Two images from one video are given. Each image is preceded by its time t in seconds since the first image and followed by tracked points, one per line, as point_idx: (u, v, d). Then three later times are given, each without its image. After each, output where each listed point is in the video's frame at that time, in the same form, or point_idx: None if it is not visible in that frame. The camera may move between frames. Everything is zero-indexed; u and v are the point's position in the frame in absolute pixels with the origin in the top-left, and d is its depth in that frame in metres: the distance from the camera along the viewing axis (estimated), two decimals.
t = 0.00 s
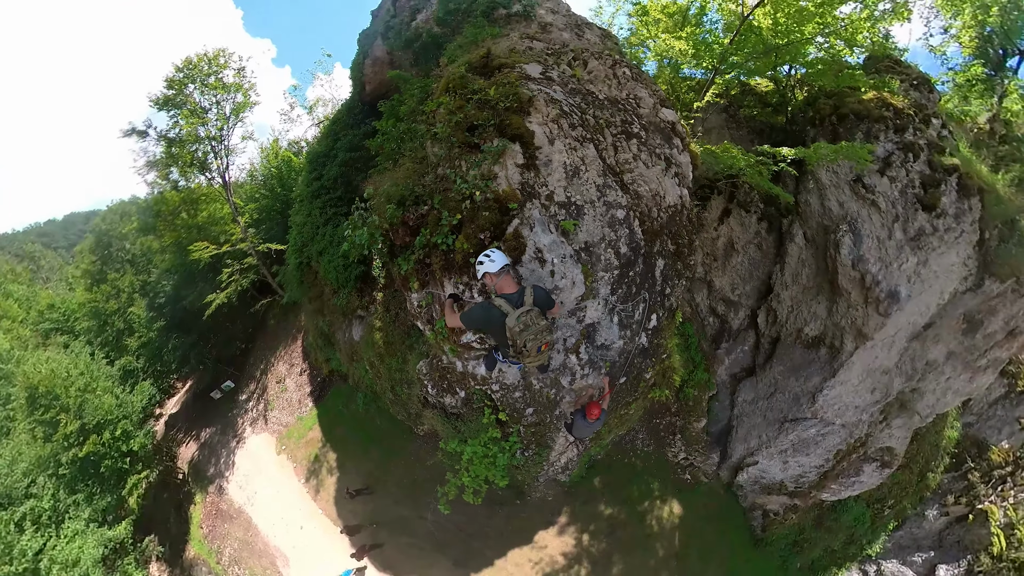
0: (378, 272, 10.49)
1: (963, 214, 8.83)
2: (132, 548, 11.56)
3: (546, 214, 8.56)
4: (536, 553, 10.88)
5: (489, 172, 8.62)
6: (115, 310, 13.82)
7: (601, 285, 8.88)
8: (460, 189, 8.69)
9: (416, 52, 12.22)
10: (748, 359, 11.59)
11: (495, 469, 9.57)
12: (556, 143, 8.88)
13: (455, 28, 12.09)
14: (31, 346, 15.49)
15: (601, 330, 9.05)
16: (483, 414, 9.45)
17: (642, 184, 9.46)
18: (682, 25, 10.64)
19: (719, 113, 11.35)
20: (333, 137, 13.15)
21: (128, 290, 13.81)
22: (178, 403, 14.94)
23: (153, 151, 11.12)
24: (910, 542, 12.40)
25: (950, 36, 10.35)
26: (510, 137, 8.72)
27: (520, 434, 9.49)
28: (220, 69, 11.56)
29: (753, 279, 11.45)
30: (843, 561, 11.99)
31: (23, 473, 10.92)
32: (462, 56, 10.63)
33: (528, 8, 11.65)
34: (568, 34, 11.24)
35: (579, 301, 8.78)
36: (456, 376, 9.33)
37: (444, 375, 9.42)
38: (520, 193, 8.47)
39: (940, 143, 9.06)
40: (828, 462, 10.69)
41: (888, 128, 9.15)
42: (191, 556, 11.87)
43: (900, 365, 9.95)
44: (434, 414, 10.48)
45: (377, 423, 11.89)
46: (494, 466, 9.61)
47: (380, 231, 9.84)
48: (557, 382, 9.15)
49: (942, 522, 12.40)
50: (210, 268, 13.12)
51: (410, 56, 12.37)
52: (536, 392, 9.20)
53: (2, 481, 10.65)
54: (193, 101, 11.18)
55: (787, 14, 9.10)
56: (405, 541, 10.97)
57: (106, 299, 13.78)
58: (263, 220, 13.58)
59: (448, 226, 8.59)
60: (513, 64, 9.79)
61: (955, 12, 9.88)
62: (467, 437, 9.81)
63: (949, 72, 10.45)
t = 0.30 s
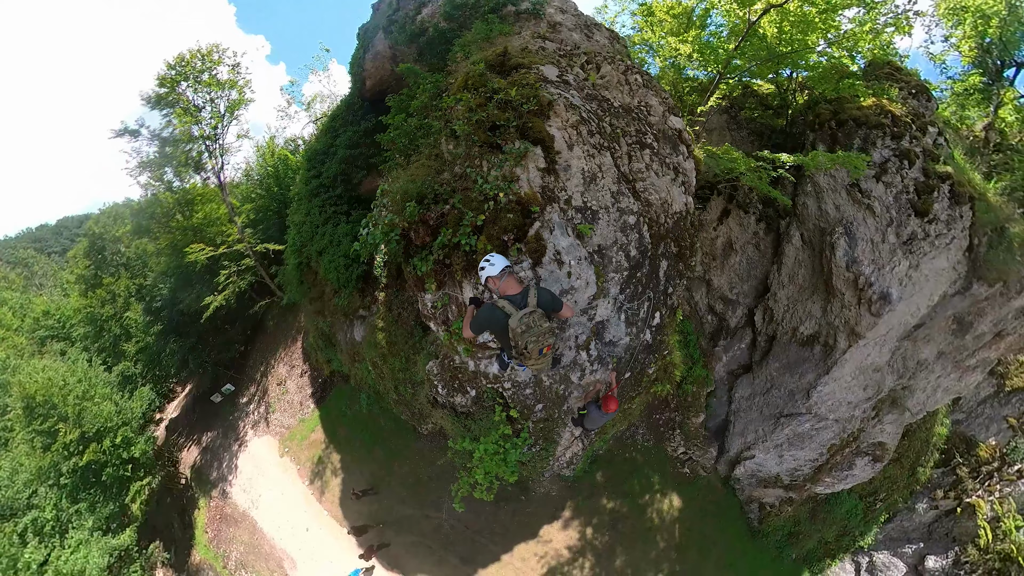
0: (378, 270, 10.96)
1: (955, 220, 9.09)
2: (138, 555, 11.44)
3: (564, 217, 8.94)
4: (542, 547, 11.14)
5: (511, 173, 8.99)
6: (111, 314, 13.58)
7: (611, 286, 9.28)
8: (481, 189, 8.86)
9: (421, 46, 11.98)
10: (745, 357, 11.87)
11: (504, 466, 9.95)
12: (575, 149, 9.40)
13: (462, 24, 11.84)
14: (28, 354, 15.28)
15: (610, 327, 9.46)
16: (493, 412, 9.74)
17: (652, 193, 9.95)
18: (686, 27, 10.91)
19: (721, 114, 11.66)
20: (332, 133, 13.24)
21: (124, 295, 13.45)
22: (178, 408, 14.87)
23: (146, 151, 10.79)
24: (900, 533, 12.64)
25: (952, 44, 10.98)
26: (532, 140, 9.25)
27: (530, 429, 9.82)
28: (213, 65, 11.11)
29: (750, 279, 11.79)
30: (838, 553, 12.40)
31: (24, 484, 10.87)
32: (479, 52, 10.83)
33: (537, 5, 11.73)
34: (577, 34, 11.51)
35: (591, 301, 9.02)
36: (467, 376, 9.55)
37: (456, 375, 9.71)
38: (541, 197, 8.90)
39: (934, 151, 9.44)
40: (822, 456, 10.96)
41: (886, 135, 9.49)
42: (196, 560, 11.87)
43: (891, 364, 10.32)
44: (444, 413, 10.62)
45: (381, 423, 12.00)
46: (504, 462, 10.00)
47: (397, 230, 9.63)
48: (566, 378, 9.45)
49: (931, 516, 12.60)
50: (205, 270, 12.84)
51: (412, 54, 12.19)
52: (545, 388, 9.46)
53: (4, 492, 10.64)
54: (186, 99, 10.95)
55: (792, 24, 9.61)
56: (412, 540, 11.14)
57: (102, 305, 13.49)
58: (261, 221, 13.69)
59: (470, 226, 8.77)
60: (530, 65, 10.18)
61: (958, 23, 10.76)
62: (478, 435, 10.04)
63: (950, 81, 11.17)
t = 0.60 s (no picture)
0: (382, 270, 11.55)
1: (946, 225, 9.51)
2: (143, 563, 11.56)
3: (586, 221, 9.23)
4: (548, 540, 11.35)
5: (538, 175, 9.15)
6: (107, 320, 13.85)
7: (624, 285, 9.65)
8: (509, 189, 9.04)
9: (428, 40, 11.96)
10: (743, 354, 12.09)
11: (517, 463, 10.02)
12: (598, 154, 9.62)
13: (473, 18, 11.99)
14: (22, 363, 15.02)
15: (621, 324, 9.83)
16: (506, 410, 9.85)
17: (666, 202, 10.28)
18: (693, 31, 11.59)
19: (723, 115, 12.12)
20: (332, 129, 13.36)
21: (120, 299, 13.90)
22: (178, 412, 14.89)
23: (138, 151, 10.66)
24: (891, 525, 12.94)
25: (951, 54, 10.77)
26: (559, 144, 9.41)
27: (542, 425, 10.11)
28: (206, 62, 10.71)
29: (749, 278, 12.07)
30: (831, 544, 12.75)
31: (25, 494, 10.67)
32: (497, 47, 10.96)
33: (550, 2, 12.00)
34: (590, 35, 11.90)
35: (606, 299, 9.42)
36: (481, 376, 9.60)
37: (470, 375, 9.68)
38: (567, 201, 9.14)
39: (931, 159, 9.90)
40: (817, 450, 11.32)
41: (883, 142, 10.00)
42: (202, 565, 11.90)
43: (883, 362, 10.69)
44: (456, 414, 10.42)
45: (385, 424, 12.14)
46: (517, 459, 10.08)
47: (419, 229, 9.22)
48: (578, 374, 9.85)
49: (921, 509, 12.71)
50: (202, 272, 13.02)
51: (420, 43, 12.04)
52: (558, 384, 9.80)
53: (4, 505, 10.42)
54: (179, 96, 10.63)
55: (798, 34, 10.24)
56: (419, 539, 11.29)
57: (97, 309, 13.82)
58: (257, 220, 13.66)
59: (500, 226, 8.83)
60: (552, 66, 10.46)
61: (958, 33, 10.50)
62: (491, 434, 10.03)
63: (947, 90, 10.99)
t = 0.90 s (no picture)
0: (378, 270, 10.92)
1: (946, 228, 9.69)
2: (149, 565, 11.43)
3: (575, 223, 9.19)
4: (546, 536, 11.53)
5: (525, 177, 9.08)
6: (105, 325, 13.91)
7: (616, 286, 9.63)
8: (495, 192, 9.05)
9: (420, 38, 11.89)
10: (739, 353, 12.25)
11: (513, 460, 10.21)
12: (587, 154, 9.50)
13: (465, 17, 11.78)
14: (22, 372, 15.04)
15: (614, 326, 9.83)
16: (501, 408, 9.87)
17: (659, 201, 10.28)
18: (692, 27, 11.49)
19: (723, 114, 12.12)
20: (326, 129, 13.29)
21: (116, 304, 13.92)
22: (179, 415, 14.93)
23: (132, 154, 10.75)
24: (883, 523, 13.01)
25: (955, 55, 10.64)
26: (546, 145, 9.29)
27: (536, 424, 10.14)
28: (199, 62, 10.59)
29: (747, 278, 12.13)
30: (824, 540, 13.06)
31: (30, 502, 10.71)
32: (487, 45, 10.91)
33: None
34: (585, 31, 11.71)
35: (597, 301, 9.42)
36: (476, 374, 9.62)
37: (464, 374, 9.78)
38: (555, 202, 9.08)
39: (931, 162, 9.98)
40: (811, 448, 11.45)
41: (885, 144, 10.04)
42: (207, 567, 12.10)
43: (878, 364, 10.83)
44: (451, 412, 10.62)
45: (384, 423, 12.26)
46: (512, 456, 10.24)
47: (407, 234, 9.55)
48: (571, 374, 9.89)
49: (913, 507, 12.80)
50: (199, 275, 13.22)
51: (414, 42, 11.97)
52: (551, 385, 9.83)
53: (9, 514, 10.45)
54: (172, 97, 10.55)
55: (799, 30, 10.15)
56: (420, 535, 11.49)
57: (95, 315, 13.91)
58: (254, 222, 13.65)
59: (485, 230, 8.85)
60: (542, 63, 10.30)
61: (963, 34, 10.21)
62: (486, 431, 10.18)
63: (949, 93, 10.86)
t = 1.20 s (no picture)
0: (377, 267, 10.83)
1: (943, 228, 9.75)
2: (155, 567, 11.62)
3: (563, 215, 9.17)
4: (544, 531, 11.63)
5: (512, 170, 9.06)
6: (103, 329, 13.99)
7: (607, 279, 9.67)
8: (483, 186, 9.00)
9: (414, 36, 11.99)
10: (736, 350, 12.33)
11: (507, 454, 10.33)
12: (575, 147, 9.46)
13: (458, 14, 11.87)
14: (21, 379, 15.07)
15: (606, 319, 9.88)
16: (495, 402, 10.10)
17: (649, 192, 10.19)
18: (691, 22, 11.38)
19: (722, 111, 12.05)
20: (322, 128, 13.09)
21: (114, 308, 14.04)
22: (179, 419, 14.99)
23: (126, 156, 10.67)
24: (876, 519, 12.95)
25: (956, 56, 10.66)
26: (532, 138, 9.28)
27: (531, 419, 10.23)
28: (191, 61, 10.52)
29: (744, 275, 12.16)
30: (818, 535, 13.11)
31: (34, 509, 10.97)
32: (477, 43, 10.87)
33: None
34: (579, 26, 11.53)
35: (588, 294, 9.46)
36: (470, 368, 9.84)
37: (458, 368, 9.98)
38: (541, 194, 9.08)
39: (930, 160, 9.96)
40: (807, 445, 11.55)
41: (883, 142, 10.00)
42: (212, 567, 12.30)
43: (874, 362, 10.93)
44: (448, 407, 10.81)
45: (384, 420, 12.35)
46: (507, 451, 10.38)
47: (399, 228, 9.50)
48: (565, 368, 9.97)
49: (905, 504, 12.79)
50: (197, 277, 13.19)
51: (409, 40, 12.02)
52: (545, 378, 9.93)
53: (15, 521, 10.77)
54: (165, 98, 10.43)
55: (798, 25, 10.11)
56: (420, 531, 11.61)
57: (92, 319, 13.94)
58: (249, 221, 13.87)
59: (472, 223, 8.85)
60: (530, 59, 10.15)
61: (964, 35, 10.15)
62: (481, 425, 10.37)
63: (950, 93, 10.84)
